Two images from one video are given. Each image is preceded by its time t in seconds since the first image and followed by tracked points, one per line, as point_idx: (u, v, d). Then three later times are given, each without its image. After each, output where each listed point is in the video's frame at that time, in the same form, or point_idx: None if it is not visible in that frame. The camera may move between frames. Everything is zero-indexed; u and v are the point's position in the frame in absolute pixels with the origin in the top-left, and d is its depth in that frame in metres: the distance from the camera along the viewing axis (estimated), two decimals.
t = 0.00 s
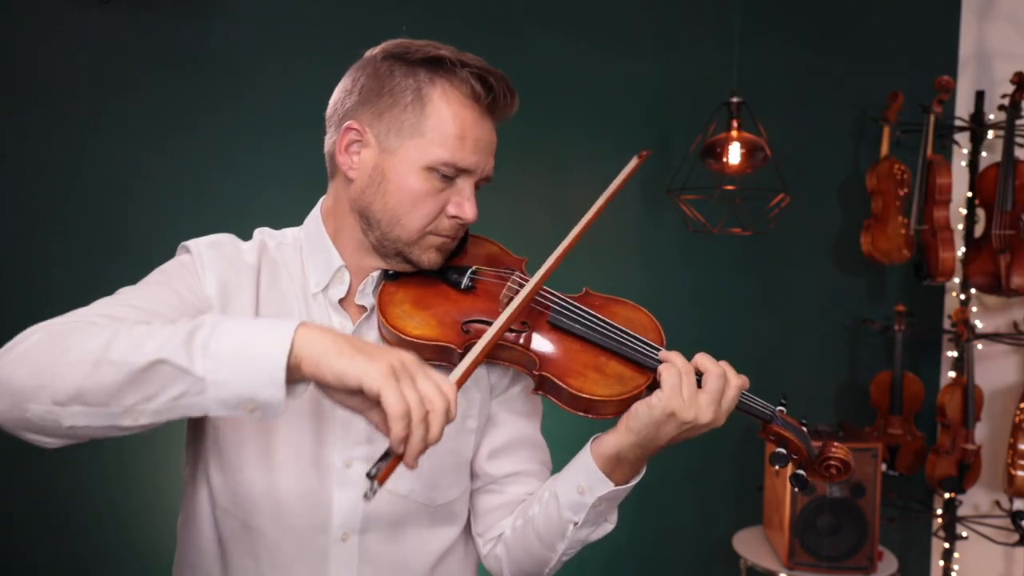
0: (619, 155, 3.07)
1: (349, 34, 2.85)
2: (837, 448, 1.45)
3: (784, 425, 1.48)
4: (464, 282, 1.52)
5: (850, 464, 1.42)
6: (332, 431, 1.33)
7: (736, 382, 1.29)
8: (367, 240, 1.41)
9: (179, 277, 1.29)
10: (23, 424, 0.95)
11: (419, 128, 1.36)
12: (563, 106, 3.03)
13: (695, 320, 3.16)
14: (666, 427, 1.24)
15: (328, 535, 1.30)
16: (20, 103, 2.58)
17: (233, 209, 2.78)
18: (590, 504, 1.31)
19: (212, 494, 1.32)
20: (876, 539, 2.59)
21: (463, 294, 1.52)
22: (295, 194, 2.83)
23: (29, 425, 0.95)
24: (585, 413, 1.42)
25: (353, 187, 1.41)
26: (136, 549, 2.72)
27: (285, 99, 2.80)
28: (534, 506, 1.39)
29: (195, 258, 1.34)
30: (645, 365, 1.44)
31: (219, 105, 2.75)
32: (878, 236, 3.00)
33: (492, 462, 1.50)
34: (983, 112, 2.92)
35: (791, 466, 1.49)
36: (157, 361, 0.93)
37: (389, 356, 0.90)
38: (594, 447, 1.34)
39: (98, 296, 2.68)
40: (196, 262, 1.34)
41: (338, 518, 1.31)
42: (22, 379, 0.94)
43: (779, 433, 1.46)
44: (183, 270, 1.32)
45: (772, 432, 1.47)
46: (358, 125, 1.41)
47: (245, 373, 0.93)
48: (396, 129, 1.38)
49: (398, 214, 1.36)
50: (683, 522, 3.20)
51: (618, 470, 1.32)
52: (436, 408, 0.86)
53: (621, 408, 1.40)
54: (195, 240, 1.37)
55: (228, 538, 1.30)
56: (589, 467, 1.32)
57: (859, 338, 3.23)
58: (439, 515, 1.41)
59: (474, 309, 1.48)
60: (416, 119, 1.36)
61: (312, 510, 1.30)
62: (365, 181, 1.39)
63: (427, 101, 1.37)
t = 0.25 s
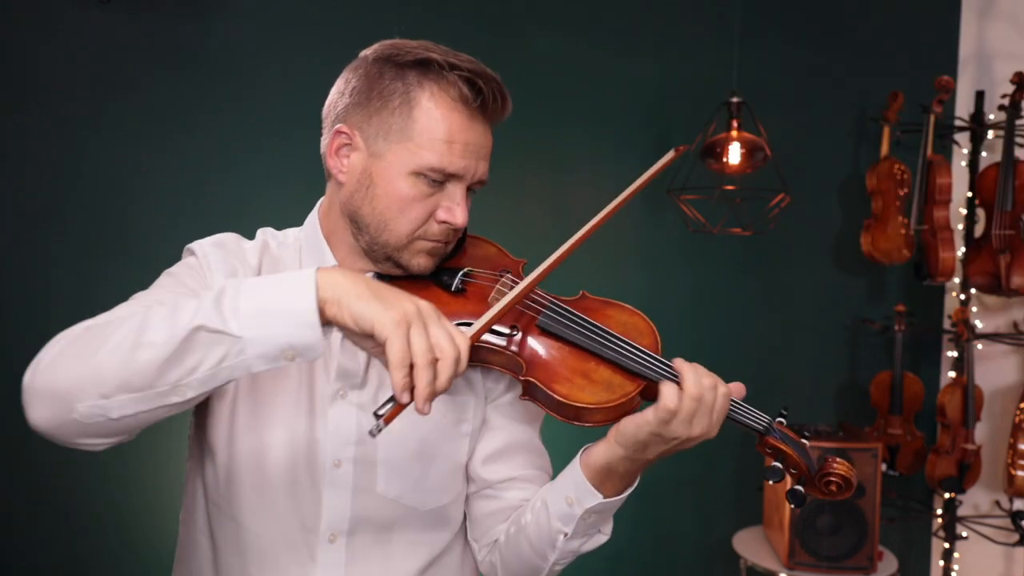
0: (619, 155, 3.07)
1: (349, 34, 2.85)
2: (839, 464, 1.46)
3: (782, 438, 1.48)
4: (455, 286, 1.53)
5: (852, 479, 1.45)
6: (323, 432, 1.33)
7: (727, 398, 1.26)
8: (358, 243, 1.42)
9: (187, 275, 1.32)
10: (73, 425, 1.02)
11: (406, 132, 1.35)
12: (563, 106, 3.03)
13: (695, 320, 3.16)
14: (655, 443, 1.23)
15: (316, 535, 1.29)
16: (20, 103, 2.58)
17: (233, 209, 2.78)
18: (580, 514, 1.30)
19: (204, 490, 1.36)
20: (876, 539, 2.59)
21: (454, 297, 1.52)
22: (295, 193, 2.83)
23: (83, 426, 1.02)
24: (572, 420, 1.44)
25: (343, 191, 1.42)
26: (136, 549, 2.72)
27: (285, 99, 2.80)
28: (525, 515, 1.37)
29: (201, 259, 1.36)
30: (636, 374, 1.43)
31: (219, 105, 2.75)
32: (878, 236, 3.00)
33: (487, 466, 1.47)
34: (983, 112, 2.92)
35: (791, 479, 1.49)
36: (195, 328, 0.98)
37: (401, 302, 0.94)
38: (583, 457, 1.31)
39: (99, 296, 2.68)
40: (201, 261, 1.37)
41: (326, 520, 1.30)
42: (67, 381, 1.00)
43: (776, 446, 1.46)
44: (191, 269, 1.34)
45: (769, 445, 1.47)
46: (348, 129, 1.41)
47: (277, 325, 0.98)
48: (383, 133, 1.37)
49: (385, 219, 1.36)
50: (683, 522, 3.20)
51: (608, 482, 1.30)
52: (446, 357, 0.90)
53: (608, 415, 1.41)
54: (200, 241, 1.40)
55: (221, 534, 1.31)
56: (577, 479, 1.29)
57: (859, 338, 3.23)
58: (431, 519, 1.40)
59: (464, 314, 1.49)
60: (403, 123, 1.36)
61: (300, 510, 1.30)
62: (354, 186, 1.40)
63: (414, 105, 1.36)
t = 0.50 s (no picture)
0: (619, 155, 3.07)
1: (349, 34, 2.85)
2: (839, 452, 1.45)
3: (781, 427, 1.48)
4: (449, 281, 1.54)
5: (852, 468, 1.44)
6: (321, 434, 1.32)
7: (724, 389, 1.26)
8: (353, 237, 1.42)
9: (187, 286, 1.28)
10: (138, 472, 1.00)
11: (396, 121, 1.35)
12: (563, 106, 3.03)
13: (695, 320, 3.16)
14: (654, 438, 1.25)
15: (313, 536, 1.30)
16: (20, 103, 2.58)
17: (233, 209, 2.78)
18: (582, 510, 1.33)
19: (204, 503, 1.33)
20: (876, 539, 2.59)
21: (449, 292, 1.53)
22: (295, 193, 2.83)
23: (146, 472, 1.00)
24: (570, 414, 1.43)
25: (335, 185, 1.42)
26: (136, 550, 2.72)
27: (285, 99, 2.80)
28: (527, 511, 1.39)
29: (199, 267, 1.33)
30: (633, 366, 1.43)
31: (219, 105, 2.75)
32: (878, 236, 3.00)
33: (488, 463, 1.48)
34: (983, 113, 2.92)
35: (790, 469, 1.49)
36: (254, 363, 0.99)
37: (442, 297, 1.04)
38: (583, 452, 1.34)
39: (98, 296, 2.68)
40: (201, 271, 1.33)
41: (325, 521, 1.30)
42: (129, 431, 0.97)
43: (776, 436, 1.46)
44: (191, 279, 1.31)
45: (768, 434, 1.47)
46: (336, 122, 1.41)
47: (333, 347, 1.00)
48: (372, 123, 1.37)
49: (379, 209, 1.36)
50: (683, 522, 3.20)
51: (608, 476, 1.33)
52: (499, 327, 1.04)
53: (607, 408, 1.41)
54: (194, 250, 1.37)
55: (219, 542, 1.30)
56: (578, 473, 1.33)
57: (859, 338, 3.23)
58: (430, 519, 1.40)
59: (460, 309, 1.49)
60: (391, 111, 1.36)
61: (297, 512, 1.30)
62: (346, 178, 1.40)
63: (401, 93, 1.36)
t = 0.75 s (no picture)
0: (619, 155, 3.07)
1: (349, 34, 2.85)
2: (836, 415, 1.44)
3: (781, 396, 1.48)
4: (454, 272, 1.52)
5: (851, 428, 1.43)
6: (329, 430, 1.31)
7: (732, 360, 1.27)
8: (361, 225, 1.40)
9: (176, 300, 1.25)
10: (126, 510, 1.00)
11: (403, 106, 1.37)
12: (563, 106, 3.03)
13: (695, 320, 3.16)
14: (667, 411, 1.25)
15: (329, 538, 1.28)
16: (20, 103, 2.58)
17: (233, 209, 2.78)
18: (597, 489, 1.33)
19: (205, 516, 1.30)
20: (876, 539, 2.59)
21: (453, 283, 1.51)
22: (295, 194, 2.83)
23: (139, 507, 1.01)
24: (581, 393, 1.43)
25: (342, 173, 1.40)
26: (136, 550, 2.72)
27: (285, 99, 2.80)
28: (537, 496, 1.40)
29: (185, 279, 1.29)
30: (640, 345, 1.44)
31: (219, 105, 2.75)
32: (878, 236, 3.00)
33: (494, 455, 1.50)
34: (983, 112, 2.92)
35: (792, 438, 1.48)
36: (251, 411, 0.98)
37: (444, 335, 1.01)
38: (596, 432, 1.34)
39: (98, 296, 2.68)
40: (190, 283, 1.29)
41: (338, 520, 1.29)
42: (123, 472, 0.97)
43: (778, 404, 1.47)
44: (179, 293, 1.27)
45: (770, 403, 1.48)
46: (342, 111, 1.41)
47: (332, 394, 1.00)
48: (381, 109, 1.38)
49: (391, 193, 1.35)
50: (683, 522, 3.20)
51: (622, 454, 1.33)
52: (501, 362, 1.00)
53: (618, 388, 1.42)
54: (180, 260, 1.33)
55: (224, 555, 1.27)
56: (592, 453, 1.33)
57: (859, 338, 3.23)
58: (441, 512, 1.40)
59: (466, 298, 1.48)
60: (400, 97, 1.37)
61: (309, 515, 1.28)
62: (355, 165, 1.39)
63: (409, 80, 1.38)
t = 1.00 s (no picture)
0: (618, 156, 3.07)
1: (349, 35, 2.85)
2: (818, 391, 1.42)
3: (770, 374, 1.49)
4: (461, 267, 1.57)
5: (834, 404, 1.41)
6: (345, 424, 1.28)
7: (730, 337, 1.31)
8: (372, 221, 1.38)
9: (169, 305, 1.16)
10: (72, 539, 0.86)
11: (417, 104, 1.37)
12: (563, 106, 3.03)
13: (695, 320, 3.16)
14: (679, 392, 1.26)
15: (351, 533, 1.25)
16: (20, 103, 2.58)
17: (233, 208, 2.78)
18: (613, 479, 1.32)
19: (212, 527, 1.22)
20: (876, 539, 2.59)
21: (460, 278, 1.56)
22: (295, 194, 2.83)
23: (87, 541, 0.86)
24: (593, 379, 1.42)
25: (355, 169, 1.38)
26: (135, 550, 2.71)
27: (285, 99, 2.80)
28: (548, 485, 1.38)
29: (177, 283, 1.20)
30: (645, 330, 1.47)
31: (219, 105, 2.75)
32: (878, 236, 3.00)
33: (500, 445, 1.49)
34: (983, 112, 2.92)
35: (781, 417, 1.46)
36: (220, 471, 0.85)
37: (433, 412, 0.86)
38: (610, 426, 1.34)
39: (97, 296, 2.67)
40: (184, 288, 1.20)
41: (359, 514, 1.25)
42: (74, 504, 0.83)
43: (770, 383, 1.47)
44: (168, 300, 1.17)
45: (763, 382, 1.48)
46: (355, 107, 1.39)
47: (308, 468, 0.86)
48: (396, 107, 1.37)
49: (406, 188, 1.35)
50: (683, 522, 3.20)
51: (639, 446, 1.32)
52: (493, 444, 0.87)
53: (628, 371, 1.41)
54: (172, 264, 1.24)
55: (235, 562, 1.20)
56: (609, 444, 1.31)
57: (859, 338, 3.23)
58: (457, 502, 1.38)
59: (474, 291, 1.52)
60: (414, 96, 1.38)
61: (329, 511, 1.24)
62: (368, 161, 1.37)
63: (422, 80, 1.39)
